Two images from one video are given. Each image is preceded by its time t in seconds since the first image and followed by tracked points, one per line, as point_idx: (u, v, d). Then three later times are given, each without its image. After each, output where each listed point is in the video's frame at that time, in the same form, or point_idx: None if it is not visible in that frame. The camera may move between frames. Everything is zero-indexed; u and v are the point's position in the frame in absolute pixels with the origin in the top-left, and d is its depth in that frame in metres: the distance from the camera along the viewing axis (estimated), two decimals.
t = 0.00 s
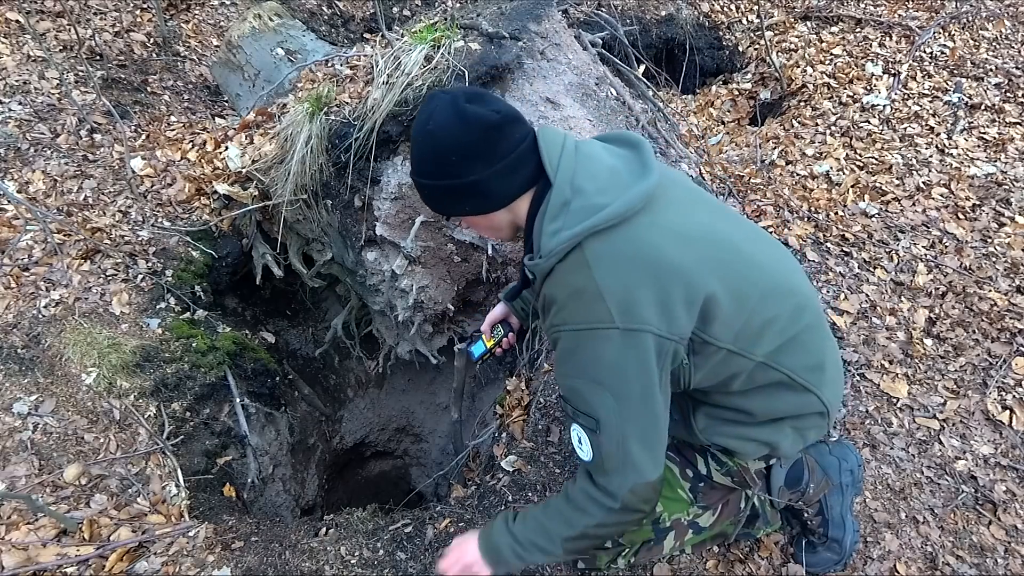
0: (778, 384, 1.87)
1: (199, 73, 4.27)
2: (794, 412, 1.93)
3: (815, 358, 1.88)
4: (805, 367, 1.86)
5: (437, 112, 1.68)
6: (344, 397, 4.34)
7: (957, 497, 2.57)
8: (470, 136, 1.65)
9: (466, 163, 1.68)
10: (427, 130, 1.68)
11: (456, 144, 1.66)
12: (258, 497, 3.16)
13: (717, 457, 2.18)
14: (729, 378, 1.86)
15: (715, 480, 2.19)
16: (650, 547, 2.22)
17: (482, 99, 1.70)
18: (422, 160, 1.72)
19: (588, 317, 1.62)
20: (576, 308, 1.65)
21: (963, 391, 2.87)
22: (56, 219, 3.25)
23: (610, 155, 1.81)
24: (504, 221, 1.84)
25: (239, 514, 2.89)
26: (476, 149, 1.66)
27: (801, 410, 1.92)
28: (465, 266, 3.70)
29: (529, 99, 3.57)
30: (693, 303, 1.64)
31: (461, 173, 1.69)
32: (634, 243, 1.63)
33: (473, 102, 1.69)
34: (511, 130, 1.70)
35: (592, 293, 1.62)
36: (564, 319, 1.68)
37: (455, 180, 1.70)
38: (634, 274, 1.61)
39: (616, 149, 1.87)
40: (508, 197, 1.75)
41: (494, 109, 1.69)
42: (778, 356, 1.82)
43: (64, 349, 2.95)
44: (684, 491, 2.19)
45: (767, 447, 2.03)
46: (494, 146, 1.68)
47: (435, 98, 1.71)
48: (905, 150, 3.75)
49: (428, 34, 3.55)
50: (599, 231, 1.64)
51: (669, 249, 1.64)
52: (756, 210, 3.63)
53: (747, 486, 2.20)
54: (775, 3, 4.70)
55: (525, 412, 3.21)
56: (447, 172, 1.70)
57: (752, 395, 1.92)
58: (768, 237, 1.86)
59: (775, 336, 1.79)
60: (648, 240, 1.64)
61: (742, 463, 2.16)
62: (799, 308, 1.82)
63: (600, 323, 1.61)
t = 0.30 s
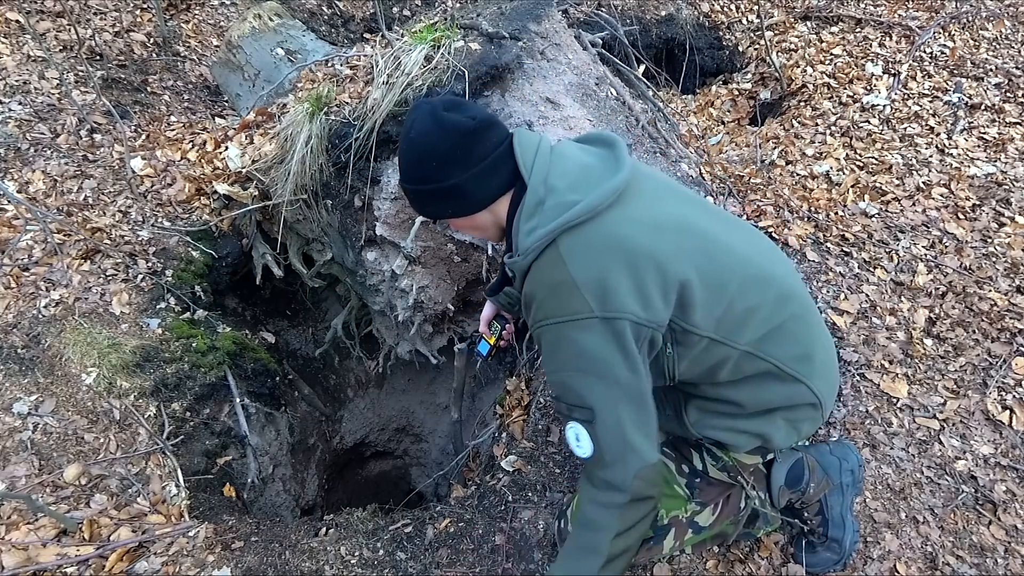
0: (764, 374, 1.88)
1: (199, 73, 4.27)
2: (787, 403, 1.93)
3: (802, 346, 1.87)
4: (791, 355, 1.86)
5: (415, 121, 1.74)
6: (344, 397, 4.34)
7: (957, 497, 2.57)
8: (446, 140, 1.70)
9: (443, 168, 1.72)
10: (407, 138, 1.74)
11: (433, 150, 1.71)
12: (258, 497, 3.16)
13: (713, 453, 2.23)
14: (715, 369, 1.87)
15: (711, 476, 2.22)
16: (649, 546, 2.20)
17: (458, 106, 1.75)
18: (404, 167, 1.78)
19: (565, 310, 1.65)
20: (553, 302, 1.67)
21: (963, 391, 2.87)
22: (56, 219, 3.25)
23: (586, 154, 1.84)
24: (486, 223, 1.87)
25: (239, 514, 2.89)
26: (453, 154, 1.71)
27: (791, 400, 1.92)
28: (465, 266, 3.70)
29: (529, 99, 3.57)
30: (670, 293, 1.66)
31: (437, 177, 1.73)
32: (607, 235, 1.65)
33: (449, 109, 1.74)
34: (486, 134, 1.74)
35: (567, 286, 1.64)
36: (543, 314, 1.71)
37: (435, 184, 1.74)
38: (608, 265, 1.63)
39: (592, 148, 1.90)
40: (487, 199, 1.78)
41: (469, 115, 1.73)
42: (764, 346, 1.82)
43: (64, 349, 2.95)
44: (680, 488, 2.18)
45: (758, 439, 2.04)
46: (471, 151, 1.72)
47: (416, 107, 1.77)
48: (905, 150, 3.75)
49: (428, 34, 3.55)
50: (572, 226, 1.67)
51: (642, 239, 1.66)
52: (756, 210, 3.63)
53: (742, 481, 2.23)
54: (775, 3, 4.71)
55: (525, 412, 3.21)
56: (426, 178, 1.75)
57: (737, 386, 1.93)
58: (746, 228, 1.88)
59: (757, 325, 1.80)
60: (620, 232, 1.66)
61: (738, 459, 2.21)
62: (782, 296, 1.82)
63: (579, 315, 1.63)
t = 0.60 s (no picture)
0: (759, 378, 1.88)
1: (199, 73, 4.27)
2: (785, 405, 1.93)
3: (798, 346, 1.86)
4: (787, 355, 1.85)
5: (408, 141, 1.75)
6: (344, 397, 4.34)
7: (957, 497, 2.57)
8: (436, 162, 1.70)
9: (432, 189, 1.73)
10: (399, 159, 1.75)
11: (423, 171, 1.71)
12: (258, 497, 3.16)
13: (713, 453, 2.22)
14: (710, 372, 1.88)
15: (711, 476, 2.21)
16: (649, 547, 2.21)
17: (449, 127, 1.75)
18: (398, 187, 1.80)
19: (548, 335, 1.67)
20: (535, 327, 1.69)
21: (963, 391, 2.87)
22: (56, 219, 3.25)
23: (569, 170, 1.84)
24: (478, 241, 1.88)
25: (239, 514, 2.89)
26: (442, 175, 1.71)
27: (790, 400, 1.91)
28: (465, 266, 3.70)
29: (529, 99, 3.57)
30: (653, 313, 1.68)
31: (427, 198, 1.74)
32: (590, 257, 1.66)
33: (440, 131, 1.74)
34: (475, 155, 1.74)
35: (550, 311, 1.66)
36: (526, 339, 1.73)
37: (425, 205, 1.75)
38: (589, 290, 1.64)
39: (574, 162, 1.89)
40: (475, 219, 1.78)
41: (460, 137, 1.72)
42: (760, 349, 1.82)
43: (64, 349, 2.95)
44: (679, 488, 2.19)
45: (756, 439, 2.04)
46: (459, 172, 1.72)
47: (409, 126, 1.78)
48: (905, 150, 3.75)
49: (428, 34, 3.55)
50: (554, 251, 1.67)
51: (624, 261, 1.67)
52: (756, 210, 3.63)
53: (742, 480, 2.23)
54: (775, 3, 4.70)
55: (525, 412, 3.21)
56: (416, 198, 1.75)
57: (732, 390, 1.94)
58: (736, 232, 1.87)
59: (751, 329, 1.80)
60: (602, 255, 1.67)
61: (739, 459, 2.21)
62: (774, 300, 1.81)
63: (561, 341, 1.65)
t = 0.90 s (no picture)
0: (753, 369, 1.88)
1: (199, 73, 4.27)
2: (776, 397, 1.93)
3: (792, 338, 1.86)
4: (781, 347, 1.85)
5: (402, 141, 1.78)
6: (344, 397, 4.34)
7: (957, 497, 2.57)
8: (429, 158, 1.72)
9: (426, 186, 1.74)
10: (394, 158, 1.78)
11: (417, 167, 1.74)
12: (258, 497, 3.16)
13: (706, 446, 2.21)
14: (705, 360, 1.87)
15: (707, 470, 2.19)
16: (649, 548, 2.21)
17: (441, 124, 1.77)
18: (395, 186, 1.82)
19: (540, 319, 1.67)
20: (528, 313, 1.70)
21: (963, 391, 2.87)
22: (56, 219, 3.25)
23: (564, 162, 1.85)
24: (475, 235, 1.88)
25: (239, 514, 2.89)
26: (434, 171, 1.73)
27: (782, 391, 1.91)
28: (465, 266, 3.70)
29: (529, 99, 3.57)
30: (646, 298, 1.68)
31: (421, 194, 1.76)
32: (582, 243, 1.67)
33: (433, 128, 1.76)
34: (467, 150, 1.76)
35: (541, 296, 1.67)
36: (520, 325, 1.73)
37: (420, 202, 1.77)
38: (580, 274, 1.65)
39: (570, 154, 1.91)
40: (469, 213, 1.79)
41: (452, 133, 1.74)
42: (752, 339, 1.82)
43: (64, 349, 2.95)
44: (675, 483, 2.18)
45: (747, 431, 2.04)
46: (451, 167, 1.74)
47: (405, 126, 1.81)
48: (905, 150, 3.75)
49: (428, 34, 3.55)
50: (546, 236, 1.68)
51: (616, 246, 1.67)
52: (756, 210, 3.63)
53: (737, 474, 2.22)
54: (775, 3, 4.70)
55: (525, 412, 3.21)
56: (411, 195, 1.78)
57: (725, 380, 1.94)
58: (730, 225, 1.88)
59: (743, 319, 1.80)
60: (594, 240, 1.67)
61: (732, 451, 2.20)
62: (768, 292, 1.82)
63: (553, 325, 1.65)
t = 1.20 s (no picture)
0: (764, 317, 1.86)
1: (199, 73, 4.27)
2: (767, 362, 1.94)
3: (792, 302, 1.88)
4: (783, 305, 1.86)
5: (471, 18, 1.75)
6: (344, 396, 4.34)
7: (957, 497, 2.57)
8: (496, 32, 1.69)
9: (492, 59, 1.71)
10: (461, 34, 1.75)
11: (485, 40, 1.71)
12: (258, 497, 3.16)
13: (687, 424, 2.24)
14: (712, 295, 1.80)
15: (685, 449, 2.26)
16: (631, 531, 2.24)
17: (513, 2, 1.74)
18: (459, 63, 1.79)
19: (611, 149, 1.60)
20: (598, 146, 1.61)
21: (963, 391, 2.87)
22: (56, 219, 3.25)
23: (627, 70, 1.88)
24: (534, 116, 1.84)
25: (239, 514, 2.89)
26: (502, 43, 1.70)
27: (772, 355, 1.92)
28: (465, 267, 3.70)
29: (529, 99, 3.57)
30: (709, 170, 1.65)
31: (485, 68, 1.72)
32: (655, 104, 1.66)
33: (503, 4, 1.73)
34: (536, 28, 1.72)
35: (612, 131, 1.60)
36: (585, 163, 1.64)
37: (484, 78, 1.74)
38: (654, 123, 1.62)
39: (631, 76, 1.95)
40: (534, 88, 1.74)
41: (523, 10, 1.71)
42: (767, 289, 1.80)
43: (64, 349, 2.95)
44: (654, 460, 2.26)
45: (732, 402, 2.05)
46: (520, 40, 1.70)
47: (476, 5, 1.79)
48: (905, 150, 3.75)
49: (428, 34, 3.55)
50: (620, 90, 1.66)
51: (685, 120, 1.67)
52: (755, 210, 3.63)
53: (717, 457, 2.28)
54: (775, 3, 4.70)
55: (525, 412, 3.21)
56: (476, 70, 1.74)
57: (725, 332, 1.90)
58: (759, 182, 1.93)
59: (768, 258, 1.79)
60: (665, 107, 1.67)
61: (711, 429, 2.23)
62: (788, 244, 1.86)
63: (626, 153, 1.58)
